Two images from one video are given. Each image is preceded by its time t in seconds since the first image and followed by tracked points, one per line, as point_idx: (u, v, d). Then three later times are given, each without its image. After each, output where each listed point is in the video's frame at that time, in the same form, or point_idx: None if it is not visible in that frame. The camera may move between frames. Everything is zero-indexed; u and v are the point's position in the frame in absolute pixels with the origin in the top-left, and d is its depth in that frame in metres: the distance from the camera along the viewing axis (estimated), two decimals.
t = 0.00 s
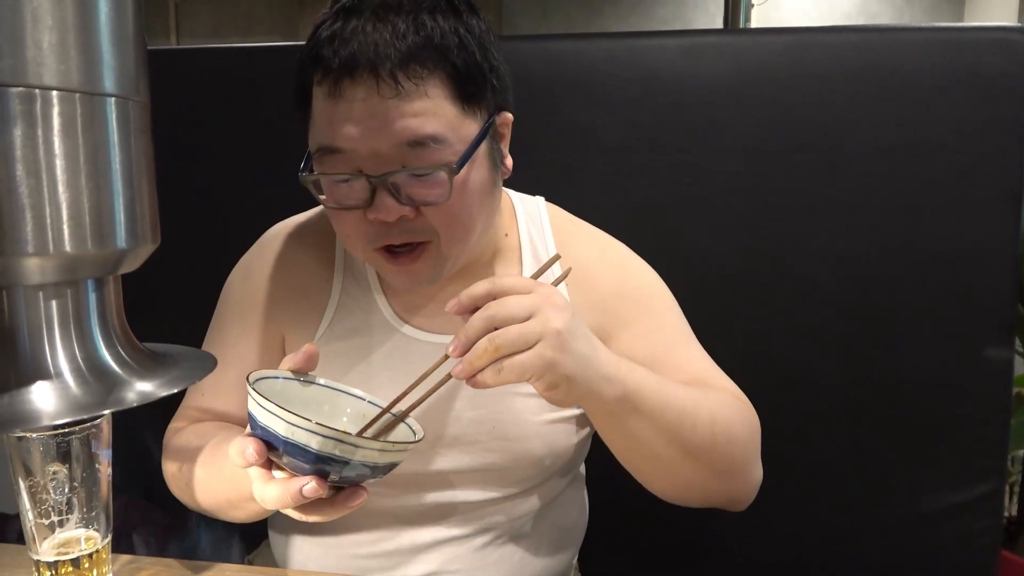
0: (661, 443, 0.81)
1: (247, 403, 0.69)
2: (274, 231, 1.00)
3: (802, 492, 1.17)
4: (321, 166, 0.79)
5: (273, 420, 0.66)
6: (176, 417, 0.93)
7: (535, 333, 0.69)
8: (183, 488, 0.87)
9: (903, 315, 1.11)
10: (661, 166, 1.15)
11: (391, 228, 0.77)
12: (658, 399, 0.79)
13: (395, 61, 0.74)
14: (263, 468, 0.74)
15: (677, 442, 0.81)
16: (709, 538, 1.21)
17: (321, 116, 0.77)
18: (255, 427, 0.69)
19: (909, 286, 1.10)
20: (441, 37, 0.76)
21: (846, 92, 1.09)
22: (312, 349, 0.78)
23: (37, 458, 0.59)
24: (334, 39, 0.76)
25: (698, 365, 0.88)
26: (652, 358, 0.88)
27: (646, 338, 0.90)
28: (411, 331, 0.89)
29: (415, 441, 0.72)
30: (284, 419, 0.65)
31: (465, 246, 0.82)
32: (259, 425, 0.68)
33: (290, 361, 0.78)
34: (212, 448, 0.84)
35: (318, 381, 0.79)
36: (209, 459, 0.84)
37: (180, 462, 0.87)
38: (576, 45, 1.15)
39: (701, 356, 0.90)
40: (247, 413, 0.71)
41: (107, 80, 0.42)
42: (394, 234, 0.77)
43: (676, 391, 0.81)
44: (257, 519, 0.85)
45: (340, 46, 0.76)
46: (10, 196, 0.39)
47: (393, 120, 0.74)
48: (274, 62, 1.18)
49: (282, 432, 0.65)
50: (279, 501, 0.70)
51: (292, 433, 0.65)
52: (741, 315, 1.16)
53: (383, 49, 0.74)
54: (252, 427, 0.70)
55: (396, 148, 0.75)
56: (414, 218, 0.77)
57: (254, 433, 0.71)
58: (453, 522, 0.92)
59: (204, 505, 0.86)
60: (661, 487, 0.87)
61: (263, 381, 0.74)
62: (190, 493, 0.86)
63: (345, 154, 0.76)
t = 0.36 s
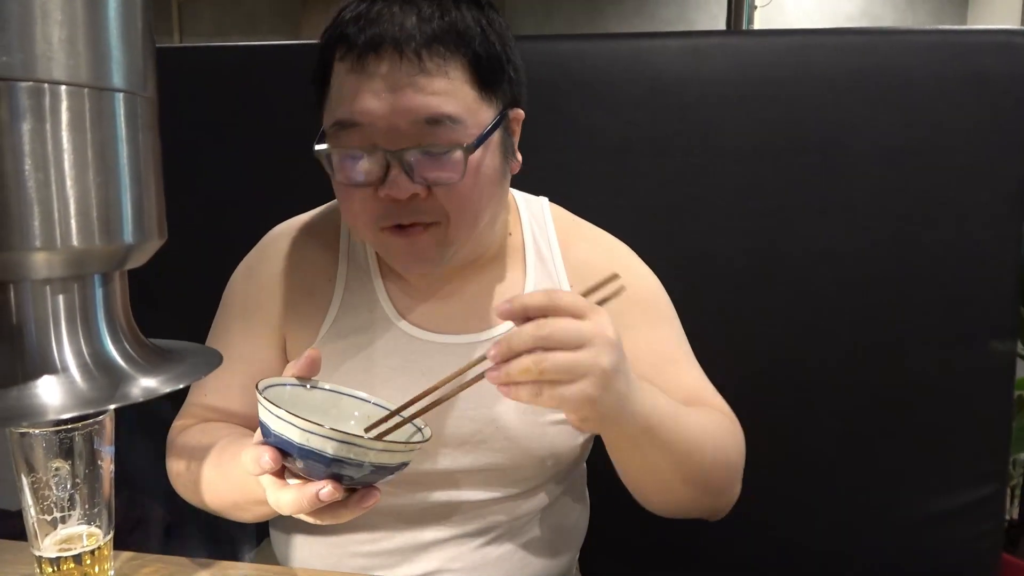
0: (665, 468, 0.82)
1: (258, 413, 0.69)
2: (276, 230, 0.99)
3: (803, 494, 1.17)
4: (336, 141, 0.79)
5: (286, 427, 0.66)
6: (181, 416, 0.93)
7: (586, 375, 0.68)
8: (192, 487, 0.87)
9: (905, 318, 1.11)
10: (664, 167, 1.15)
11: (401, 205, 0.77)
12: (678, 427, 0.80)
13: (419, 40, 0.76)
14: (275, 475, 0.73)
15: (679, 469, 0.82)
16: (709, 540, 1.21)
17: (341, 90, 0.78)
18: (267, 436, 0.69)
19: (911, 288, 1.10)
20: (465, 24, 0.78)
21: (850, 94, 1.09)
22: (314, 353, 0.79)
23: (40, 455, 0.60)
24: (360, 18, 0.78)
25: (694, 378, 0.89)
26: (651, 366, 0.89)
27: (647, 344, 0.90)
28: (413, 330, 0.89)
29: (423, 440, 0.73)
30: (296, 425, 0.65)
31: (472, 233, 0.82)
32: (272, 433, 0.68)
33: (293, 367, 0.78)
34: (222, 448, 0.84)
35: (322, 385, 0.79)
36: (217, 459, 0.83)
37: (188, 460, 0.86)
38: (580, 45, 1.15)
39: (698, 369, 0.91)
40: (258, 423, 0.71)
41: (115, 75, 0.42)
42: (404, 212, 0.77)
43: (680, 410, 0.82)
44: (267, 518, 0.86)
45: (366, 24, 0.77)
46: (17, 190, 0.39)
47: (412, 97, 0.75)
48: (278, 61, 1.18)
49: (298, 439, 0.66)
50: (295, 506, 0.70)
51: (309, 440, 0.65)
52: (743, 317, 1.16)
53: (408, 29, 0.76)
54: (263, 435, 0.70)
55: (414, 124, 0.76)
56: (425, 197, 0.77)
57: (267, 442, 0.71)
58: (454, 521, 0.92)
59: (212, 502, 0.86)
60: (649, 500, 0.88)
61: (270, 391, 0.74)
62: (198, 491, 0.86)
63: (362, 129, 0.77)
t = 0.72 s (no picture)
0: (625, 492, 0.83)
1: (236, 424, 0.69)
2: (277, 228, 0.99)
3: (802, 496, 1.17)
4: (366, 94, 0.81)
5: (260, 442, 0.66)
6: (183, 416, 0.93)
7: (564, 443, 0.72)
8: (195, 487, 0.87)
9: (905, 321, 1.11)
10: (665, 169, 1.15)
11: (425, 158, 0.78)
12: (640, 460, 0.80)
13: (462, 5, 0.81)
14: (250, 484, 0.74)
15: (639, 494, 0.83)
16: (708, 541, 1.21)
17: (378, 43, 0.81)
18: (242, 449, 0.69)
19: (912, 292, 1.10)
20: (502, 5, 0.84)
21: (852, 97, 1.09)
22: (296, 365, 0.79)
23: (43, 454, 0.60)
24: None
25: (681, 395, 0.91)
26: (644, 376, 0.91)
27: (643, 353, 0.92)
28: (413, 328, 0.89)
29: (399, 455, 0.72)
30: (270, 442, 0.65)
31: (486, 205, 0.83)
32: (247, 446, 0.68)
33: (273, 377, 0.78)
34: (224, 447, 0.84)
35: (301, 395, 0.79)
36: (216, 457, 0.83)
37: (191, 461, 0.87)
38: (584, 47, 1.15)
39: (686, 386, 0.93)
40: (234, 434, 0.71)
41: (121, 78, 0.42)
42: (427, 165, 0.78)
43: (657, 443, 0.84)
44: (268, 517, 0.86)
45: None
46: (24, 193, 0.39)
47: (452, 50, 0.78)
48: (280, 61, 1.18)
49: (270, 455, 0.66)
50: (267, 518, 0.70)
51: (281, 456, 0.65)
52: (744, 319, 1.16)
53: None
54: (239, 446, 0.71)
55: (449, 78, 0.79)
56: (450, 151, 0.78)
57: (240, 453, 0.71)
58: (455, 520, 0.93)
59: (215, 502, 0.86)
60: (613, 518, 0.89)
61: (248, 401, 0.74)
62: (200, 490, 0.86)
63: (397, 80, 0.80)
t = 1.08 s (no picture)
0: (624, 490, 0.83)
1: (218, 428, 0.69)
2: (281, 227, 0.99)
3: (803, 496, 1.17)
4: (374, 82, 0.81)
5: (241, 444, 0.66)
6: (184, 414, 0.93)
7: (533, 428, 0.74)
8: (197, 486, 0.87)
9: (906, 321, 1.11)
10: (666, 169, 1.15)
11: (432, 144, 0.78)
12: (637, 462, 0.81)
13: None
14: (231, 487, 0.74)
15: (638, 492, 0.83)
16: (709, 541, 1.21)
17: (388, 32, 0.81)
18: (224, 451, 0.69)
19: (913, 292, 1.10)
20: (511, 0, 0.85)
21: (852, 97, 1.09)
22: (278, 368, 0.80)
23: (44, 454, 0.60)
24: None
25: (686, 405, 0.92)
26: (649, 388, 0.91)
27: (650, 361, 0.91)
28: (416, 327, 0.89)
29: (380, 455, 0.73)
30: (250, 443, 0.65)
31: (492, 196, 0.82)
32: (228, 449, 0.68)
33: (256, 381, 0.79)
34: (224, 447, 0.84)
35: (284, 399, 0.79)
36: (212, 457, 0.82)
37: (190, 461, 0.87)
38: (584, 47, 1.15)
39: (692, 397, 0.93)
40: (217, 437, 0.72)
41: (122, 77, 0.42)
42: (434, 151, 0.78)
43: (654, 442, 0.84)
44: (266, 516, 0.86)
45: None
46: (25, 191, 0.39)
47: (460, 39, 0.79)
48: (281, 61, 1.19)
49: (250, 457, 0.66)
50: (247, 519, 0.70)
51: (260, 458, 0.66)
52: (745, 319, 1.16)
53: None
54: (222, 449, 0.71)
55: (457, 67, 0.80)
56: (457, 138, 0.78)
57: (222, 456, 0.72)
58: (456, 520, 0.92)
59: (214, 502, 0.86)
60: (611, 523, 0.89)
61: (231, 405, 0.74)
62: (200, 489, 0.87)
63: (406, 68, 0.80)
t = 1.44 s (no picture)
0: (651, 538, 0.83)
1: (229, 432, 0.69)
2: (279, 236, 0.99)
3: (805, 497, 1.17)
4: (341, 155, 0.78)
5: (257, 444, 0.66)
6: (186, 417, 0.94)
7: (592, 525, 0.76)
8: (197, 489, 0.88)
9: (907, 322, 1.11)
10: (667, 170, 1.15)
11: (410, 227, 0.77)
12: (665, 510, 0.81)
13: (436, 54, 0.75)
14: (242, 492, 0.74)
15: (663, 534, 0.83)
16: (709, 542, 1.21)
17: (349, 105, 0.77)
18: (239, 455, 0.69)
19: (914, 293, 1.10)
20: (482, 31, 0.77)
21: (853, 97, 1.09)
22: (277, 377, 0.79)
23: (45, 456, 0.60)
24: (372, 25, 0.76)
25: (695, 415, 0.93)
26: (659, 402, 0.92)
27: (656, 374, 0.93)
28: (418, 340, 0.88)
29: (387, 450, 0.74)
30: (267, 444, 0.65)
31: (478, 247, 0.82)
32: (244, 452, 0.68)
33: (256, 389, 0.78)
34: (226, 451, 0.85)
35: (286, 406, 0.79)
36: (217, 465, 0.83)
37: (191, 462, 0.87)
38: (585, 48, 1.15)
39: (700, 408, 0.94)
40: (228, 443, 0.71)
41: (123, 80, 0.42)
42: (413, 235, 0.77)
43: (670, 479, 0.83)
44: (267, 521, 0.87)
45: (378, 34, 0.76)
46: (26, 194, 0.39)
47: (424, 119, 0.74)
48: (281, 63, 1.19)
49: (268, 457, 0.66)
50: (265, 520, 0.70)
51: (279, 457, 0.65)
52: (745, 319, 1.16)
53: (427, 40, 0.75)
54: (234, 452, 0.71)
55: (426, 147, 0.75)
56: (435, 219, 0.76)
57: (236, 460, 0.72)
58: (458, 522, 0.93)
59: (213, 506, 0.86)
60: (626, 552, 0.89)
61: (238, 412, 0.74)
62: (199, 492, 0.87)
63: (370, 147, 0.76)
